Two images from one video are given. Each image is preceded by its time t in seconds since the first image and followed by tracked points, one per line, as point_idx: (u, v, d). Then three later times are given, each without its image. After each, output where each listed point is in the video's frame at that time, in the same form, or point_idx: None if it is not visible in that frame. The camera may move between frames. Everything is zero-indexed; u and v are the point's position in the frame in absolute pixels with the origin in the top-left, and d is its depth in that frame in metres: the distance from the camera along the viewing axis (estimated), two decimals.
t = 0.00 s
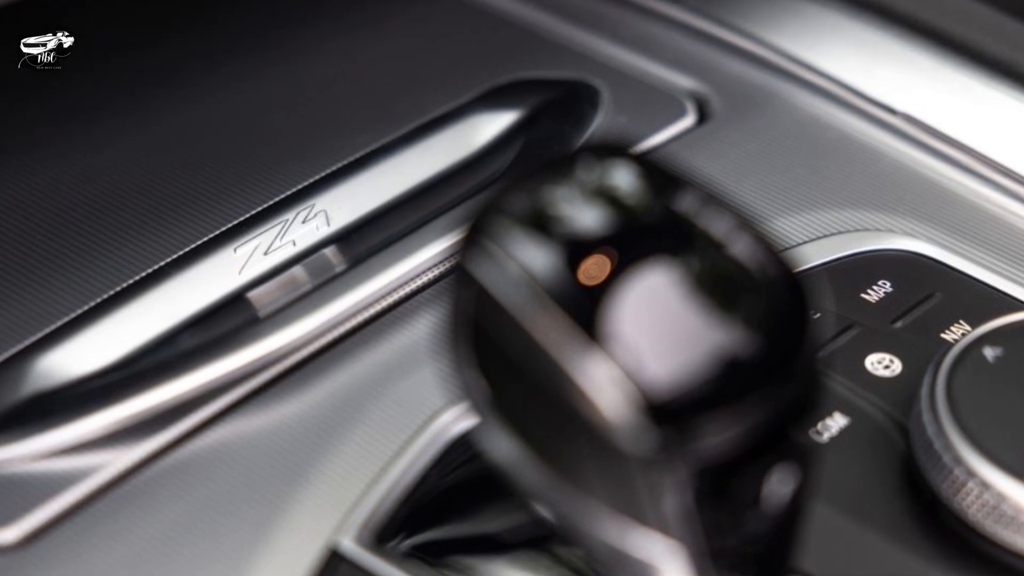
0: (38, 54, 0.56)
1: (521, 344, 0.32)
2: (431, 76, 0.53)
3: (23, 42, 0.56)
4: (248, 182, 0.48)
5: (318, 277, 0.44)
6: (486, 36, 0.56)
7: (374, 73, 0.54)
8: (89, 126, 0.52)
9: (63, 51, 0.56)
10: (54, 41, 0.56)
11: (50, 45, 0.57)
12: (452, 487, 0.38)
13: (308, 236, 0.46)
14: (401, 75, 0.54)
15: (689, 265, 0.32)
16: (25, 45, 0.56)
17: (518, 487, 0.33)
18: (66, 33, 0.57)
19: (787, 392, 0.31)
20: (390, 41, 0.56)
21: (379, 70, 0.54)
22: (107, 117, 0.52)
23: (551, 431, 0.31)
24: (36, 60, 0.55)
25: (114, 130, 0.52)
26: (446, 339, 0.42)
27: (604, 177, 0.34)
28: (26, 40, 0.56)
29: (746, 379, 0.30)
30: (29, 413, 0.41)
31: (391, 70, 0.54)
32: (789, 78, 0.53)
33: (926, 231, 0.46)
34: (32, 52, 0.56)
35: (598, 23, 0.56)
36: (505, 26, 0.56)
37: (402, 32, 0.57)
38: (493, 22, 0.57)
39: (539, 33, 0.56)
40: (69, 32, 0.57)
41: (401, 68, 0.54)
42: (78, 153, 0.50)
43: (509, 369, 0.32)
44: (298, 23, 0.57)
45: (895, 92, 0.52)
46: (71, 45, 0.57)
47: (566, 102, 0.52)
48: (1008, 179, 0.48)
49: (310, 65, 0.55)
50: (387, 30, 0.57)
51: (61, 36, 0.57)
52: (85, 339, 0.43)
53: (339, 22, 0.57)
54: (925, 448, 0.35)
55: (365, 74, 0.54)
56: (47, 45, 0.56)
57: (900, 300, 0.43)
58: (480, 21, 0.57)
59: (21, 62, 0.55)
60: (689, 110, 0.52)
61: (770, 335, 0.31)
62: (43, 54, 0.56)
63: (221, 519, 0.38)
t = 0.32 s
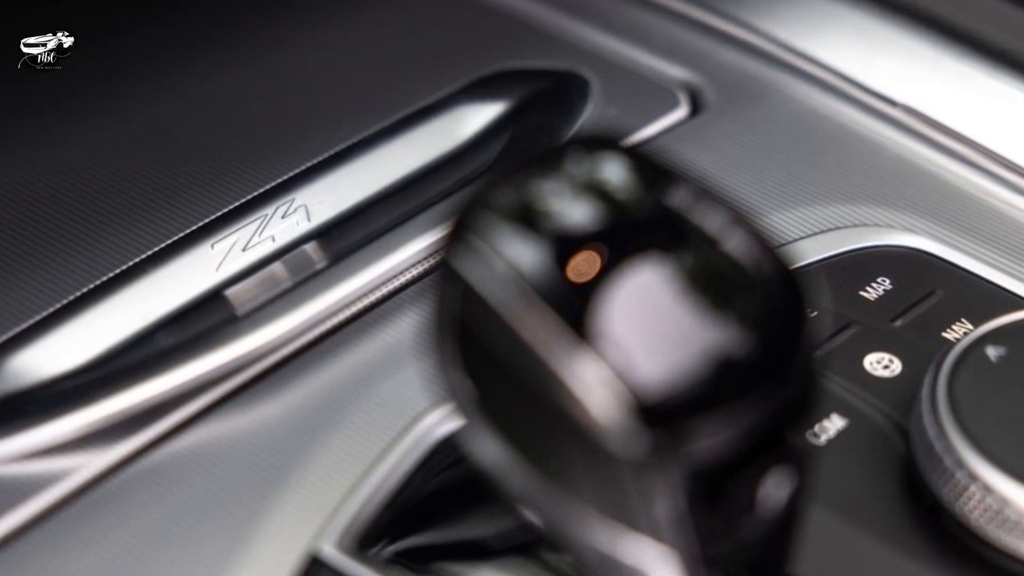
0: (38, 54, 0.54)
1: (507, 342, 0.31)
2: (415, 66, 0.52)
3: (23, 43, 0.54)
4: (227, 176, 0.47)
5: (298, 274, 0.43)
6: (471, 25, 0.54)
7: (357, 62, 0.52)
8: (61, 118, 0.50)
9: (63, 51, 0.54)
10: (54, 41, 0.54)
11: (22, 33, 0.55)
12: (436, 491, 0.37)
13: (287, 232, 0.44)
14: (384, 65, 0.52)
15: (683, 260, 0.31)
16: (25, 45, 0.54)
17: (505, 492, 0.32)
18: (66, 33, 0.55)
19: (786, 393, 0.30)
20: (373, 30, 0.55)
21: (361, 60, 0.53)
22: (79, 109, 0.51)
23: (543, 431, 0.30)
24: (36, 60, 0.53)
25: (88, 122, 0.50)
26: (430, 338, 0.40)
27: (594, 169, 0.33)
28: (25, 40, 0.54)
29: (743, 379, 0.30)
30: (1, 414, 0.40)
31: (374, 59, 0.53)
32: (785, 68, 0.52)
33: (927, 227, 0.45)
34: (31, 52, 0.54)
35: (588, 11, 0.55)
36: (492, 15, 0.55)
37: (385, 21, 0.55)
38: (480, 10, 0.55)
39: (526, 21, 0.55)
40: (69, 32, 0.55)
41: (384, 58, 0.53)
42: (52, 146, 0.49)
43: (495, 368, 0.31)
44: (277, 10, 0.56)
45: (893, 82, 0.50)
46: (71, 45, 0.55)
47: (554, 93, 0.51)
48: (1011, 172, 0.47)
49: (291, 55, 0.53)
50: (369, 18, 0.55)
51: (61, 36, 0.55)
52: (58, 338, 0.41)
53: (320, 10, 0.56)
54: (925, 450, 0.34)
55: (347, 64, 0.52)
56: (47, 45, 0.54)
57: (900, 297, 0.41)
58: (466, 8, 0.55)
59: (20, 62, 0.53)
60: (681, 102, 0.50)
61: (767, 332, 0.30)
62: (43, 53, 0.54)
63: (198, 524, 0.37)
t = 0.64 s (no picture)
0: (38, 54, 0.52)
1: (493, 341, 0.30)
2: (398, 55, 0.51)
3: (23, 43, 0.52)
4: (204, 168, 0.45)
5: (276, 271, 0.42)
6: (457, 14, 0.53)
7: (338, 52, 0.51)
8: (34, 109, 0.49)
9: (63, 51, 0.52)
10: (54, 41, 0.52)
11: None
12: (420, 496, 0.36)
13: (265, 227, 0.43)
14: (367, 54, 0.51)
15: (674, 256, 0.30)
16: (25, 45, 0.52)
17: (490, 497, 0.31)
18: (66, 33, 0.53)
19: (783, 393, 0.29)
20: (355, 19, 0.53)
21: (342, 49, 0.51)
22: (52, 99, 0.49)
23: (531, 434, 0.29)
24: (36, 60, 0.51)
25: (61, 112, 0.49)
26: (414, 336, 0.39)
27: (583, 163, 0.33)
28: (25, 40, 0.52)
29: (739, 377, 0.29)
30: None
31: (356, 49, 0.51)
32: (781, 58, 0.50)
33: (928, 222, 0.43)
34: (31, 52, 0.52)
35: None
36: (478, 3, 0.53)
37: (367, 9, 0.54)
38: None
39: (513, 10, 0.53)
40: (70, 32, 0.53)
41: (366, 47, 0.51)
42: (23, 137, 0.47)
43: (481, 368, 0.30)
44: None
45: (894, 72, 0.49)
46: (71, 45, 0.52)
47: (541, 83, 0.49)
48: (1015, 165, 0.46)
49: (271, 43, 0.52)
50: (352, 6, 0.54)
51: (62, 36, 0.53)
52: (30, 338, 0.40)
53: None
54: (925, 453, 0.33)
55: (329, 53, 0.51)
56: (47, 45, 0.52)
57: (900, 295, 0.40)
58: None
59: (20, 62, 0.51)
60: (674, 92, 0.49)
61: (762, 331, 0.29)
62: (43, 53, 0.52)
63: (173, 530, 0.36)
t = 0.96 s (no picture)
0: (38, 54, 0.49)
1: (478, 340, 0.29)
2: (380, 44, 0.49)
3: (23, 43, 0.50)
4: (178, 163, 0.44)
5: (253, 268, 0.40)
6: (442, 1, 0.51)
7: (319, 40, 0.50)
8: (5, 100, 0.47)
9: (63, 52, 0.50)
10: (54, 41, 0.50)
11: None
12: (402, 500, 0.34)
13: (241, 222, 0.42)
14: (348, 43, 0.49)
15: (666, 252, 0.29)
16: (25, 45, 0.50)
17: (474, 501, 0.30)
18: (66, 33, 0.50)
19: (779, 394, 0.28)
20: (336, 5, 0.51)
21: (323, 38, 0.50)
22: (23, 90, 0.48)
23: (518, 435, 0.28)
24: (35, 60, 0.49)
25: (32, 104, 0.47)
26: (396, 334, 0.37)
27: (572, 155, 0.31)
28: (25, 40, 0.50)
29: (732, 379, 0.27)
30: None
31: (337, 37, 0.50)
32: (778, 47, 0.49)
33: (929, 216, 0.42)
34: (31, 52, 0.49)
35: None
36: None
37: None
38: None
39: None
40: (70, 31, 0.50)
41: (347, 35, 0.50)
42: None
43: (466, 368, 0.29)
44: None
45: (895, 59, 0.48)
46: (71, 45, 0.50)
47: (528, 73, 0.48)
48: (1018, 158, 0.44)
49: (248, 31, 0.50)
50: None
51: (62, 36, 0.50)
52: None
53: None
54: (926, 456, 0.31)
55: (309, 42, 0.49)
56: (47, 45, 0.50)
57: (900, 292, 0.39)
58: None
59: (19, 62, 0.49)
60: (666, 82, 0.47)
61: (757, 331, 0.28)
62: (43, 53, 0.49)
63: (145, 536, 0.35)
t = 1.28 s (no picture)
0: (38, 53, 0.47)
1: (460, 338, 0.27)
2: (361, 30, 0.47)
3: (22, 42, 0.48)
4: (152, 154, 0.43)
5: (228, 264, 0.39)
6: None
7: (298, 25, 0.48)
8: None
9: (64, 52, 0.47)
10: (54, 41, 0.48)
11: None
12: (382, 505, 0.33)
13: (216, 216, 0.40)
14: (329, 29, 0.48)
15: (657, 247, 0.28)
16: (24, 45, 0.47)
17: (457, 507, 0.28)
18: (67, 32, 0.48)
19: (775, 394, 0.27)
20: None
21: (302, 23, 0.48)
22: None
23: (503, 437, 0.26)
24: (35, 60, 0.47)
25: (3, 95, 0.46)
26: (376, 333, 0.36)
27: (559, 147, 0.30)
28: (24, 40, 0.48)
29: (725, 379, 0.26)
30: None
31: (316, 22, 0.48)
32: (773, 35, 0.48)
33: (929, 210, 0.40)
34: (30, 52, 0.47)
35: None
36: None
37: None
38: None
39: None
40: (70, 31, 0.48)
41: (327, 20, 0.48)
42: None
43: (450, 368, 0.27)
44: None
45: (893, 48, 0.46)
46: (72, 45, 0.48)
47: (513, 63, 0.46)
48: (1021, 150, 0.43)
49: (225, 17, 0.49)
50: None
51: (62, 36, 0.48)
52: None
53: None
54: (926, 459, 0.30)
55: (287, 27, 0.48)
56: (47, 45, 0.47)
57: (900, 289, 0.38)
58: None
59: (19, 62, 0.47)
60: (656, 72, 0.46)
61: (751, 330, 0.27)
62: (43, 53, 0.47)
63: (116, 542, 0.33)
